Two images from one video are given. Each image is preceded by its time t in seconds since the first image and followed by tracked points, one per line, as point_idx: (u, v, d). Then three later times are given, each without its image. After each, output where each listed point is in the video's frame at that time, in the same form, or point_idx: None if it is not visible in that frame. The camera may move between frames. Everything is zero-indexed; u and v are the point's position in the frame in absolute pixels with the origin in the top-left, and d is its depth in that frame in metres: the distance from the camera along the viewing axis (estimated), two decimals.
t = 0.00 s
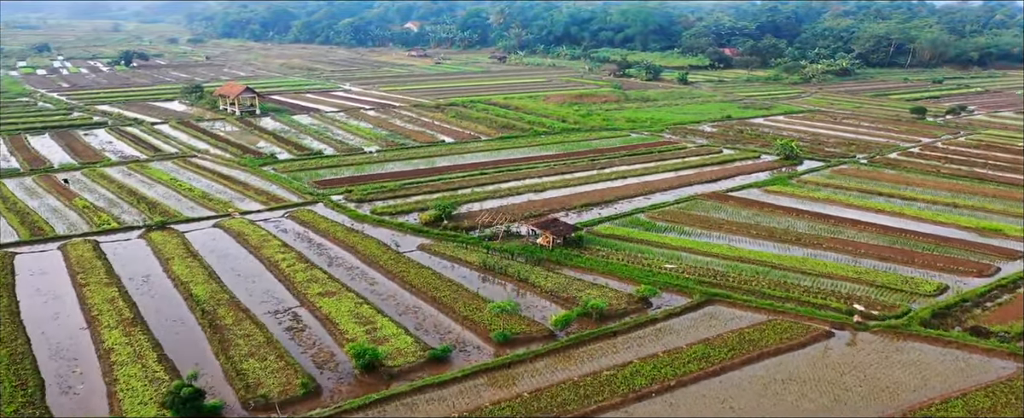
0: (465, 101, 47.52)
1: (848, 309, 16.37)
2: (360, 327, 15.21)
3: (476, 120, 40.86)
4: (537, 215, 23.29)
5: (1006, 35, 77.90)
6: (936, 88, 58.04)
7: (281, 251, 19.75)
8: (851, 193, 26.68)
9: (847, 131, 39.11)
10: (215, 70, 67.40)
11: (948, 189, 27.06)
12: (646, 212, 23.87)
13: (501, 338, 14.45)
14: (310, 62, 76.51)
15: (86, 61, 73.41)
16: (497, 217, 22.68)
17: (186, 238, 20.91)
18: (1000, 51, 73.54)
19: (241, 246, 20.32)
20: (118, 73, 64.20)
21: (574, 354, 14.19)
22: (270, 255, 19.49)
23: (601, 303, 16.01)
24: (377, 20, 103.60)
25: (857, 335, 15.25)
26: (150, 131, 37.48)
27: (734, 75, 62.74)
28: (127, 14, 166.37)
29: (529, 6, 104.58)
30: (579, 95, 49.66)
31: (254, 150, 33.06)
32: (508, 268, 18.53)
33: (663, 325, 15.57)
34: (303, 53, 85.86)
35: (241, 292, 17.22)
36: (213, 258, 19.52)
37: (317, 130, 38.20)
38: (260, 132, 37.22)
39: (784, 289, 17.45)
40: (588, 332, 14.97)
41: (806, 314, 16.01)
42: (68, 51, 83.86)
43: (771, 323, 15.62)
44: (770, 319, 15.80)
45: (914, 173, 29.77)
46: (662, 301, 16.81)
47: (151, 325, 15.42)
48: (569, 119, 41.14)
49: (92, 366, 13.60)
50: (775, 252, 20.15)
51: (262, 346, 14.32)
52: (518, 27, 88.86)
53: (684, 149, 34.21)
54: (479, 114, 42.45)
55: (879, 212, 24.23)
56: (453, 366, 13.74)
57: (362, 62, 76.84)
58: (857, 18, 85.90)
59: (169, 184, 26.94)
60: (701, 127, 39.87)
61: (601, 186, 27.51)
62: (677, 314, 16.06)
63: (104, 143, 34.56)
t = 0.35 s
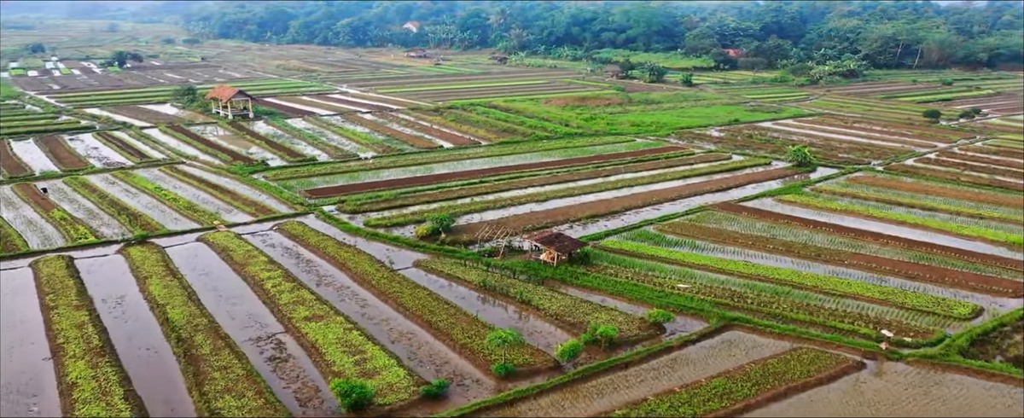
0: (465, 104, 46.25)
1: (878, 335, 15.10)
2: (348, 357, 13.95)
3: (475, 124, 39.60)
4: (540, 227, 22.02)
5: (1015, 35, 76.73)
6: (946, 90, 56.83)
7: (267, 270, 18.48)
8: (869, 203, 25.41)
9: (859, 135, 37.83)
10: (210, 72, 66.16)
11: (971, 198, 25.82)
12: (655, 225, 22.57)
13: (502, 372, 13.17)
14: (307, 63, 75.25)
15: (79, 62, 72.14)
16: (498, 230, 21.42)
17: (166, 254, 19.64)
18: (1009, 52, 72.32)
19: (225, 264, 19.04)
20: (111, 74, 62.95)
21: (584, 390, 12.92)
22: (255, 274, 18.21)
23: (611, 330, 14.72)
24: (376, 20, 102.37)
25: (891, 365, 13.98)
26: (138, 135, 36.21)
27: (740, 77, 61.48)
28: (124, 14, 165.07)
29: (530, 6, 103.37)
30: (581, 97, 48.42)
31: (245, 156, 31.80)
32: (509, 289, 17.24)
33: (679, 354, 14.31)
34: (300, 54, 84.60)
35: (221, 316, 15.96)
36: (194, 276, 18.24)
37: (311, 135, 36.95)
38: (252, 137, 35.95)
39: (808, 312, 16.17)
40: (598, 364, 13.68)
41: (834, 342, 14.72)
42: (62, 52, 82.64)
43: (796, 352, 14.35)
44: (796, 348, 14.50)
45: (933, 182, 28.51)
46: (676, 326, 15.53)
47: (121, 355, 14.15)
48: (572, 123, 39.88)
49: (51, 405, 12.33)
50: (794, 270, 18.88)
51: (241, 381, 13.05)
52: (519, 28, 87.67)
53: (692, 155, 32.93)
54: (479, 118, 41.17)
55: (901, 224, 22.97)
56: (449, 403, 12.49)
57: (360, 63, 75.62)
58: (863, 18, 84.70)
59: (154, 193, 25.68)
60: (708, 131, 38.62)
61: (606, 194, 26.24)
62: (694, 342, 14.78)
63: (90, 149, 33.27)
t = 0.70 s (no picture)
0: (466, 107, 44.89)
1: (920, 371, 13.70)
2: (335, 397, 12.57)
3: (477, 129, 38.21)
4: (545, 243, 20.63)
5: None
6: (961, 92, 55.38)
7: (251, 292, 17.11)
8: (894, 215, 23.99)
9: (876, 141, 36.42)
10: (206, 73, 64.79)
11: (1001, 211, 24.40)
12: (668, 241, 21.16)
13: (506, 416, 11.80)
14: (306, 64, 73.94)
15: (74, 64, 70.79)
16: (500, 247, 20.02)
17: (144, 274, 18.28)
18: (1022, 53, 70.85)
19: (206, 285, 17.67)
20: (105, 76, 61.60)
21: None
22: (238, 297, 16.83)
23: (626, 365, 13.34)
24: (377, 21, 101.03)
25: (937, 407, 12.58)
26: (126, 141, 34.84)
27: (748, 79, 60.08)
28: (123, 14, 163.76)
29: (533, 7, 102.02)
30: (586, 100, 47.03)
31: (236, 163, 30.43)
32: (513, 315, 15.84)
33: (701, 393, 12.92)
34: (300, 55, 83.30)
35: (197, 346, 14.57)
36: (171, 299, 16.87)
37: (307, 140, 35.59)
38: (245, 142, 34.57)
39: (840, 343, 14.77)
40: (612, 406, 12.30)
41: (872, 379, 13.31)
42: (57, 53, 81.32)
43: (830, 391, 12.96)
44: (830, 386, 13.11)
45: (959, 191, 27.10)
46: (697, 359, 14.14)
47: (83, 394, 12.78)
48: (577, 127, 38.49)
49: None
50: (821, 293, 17.47)
51: None
52: (522, 29, 86.29)
53: (703, 162, 31.54)
54: (481, 122, 39.77)
55: (930, 239, 21.56)
56: None
57: (359, 64, 74.28)
58: (871, 19, 83.25)
59: (137, 204, 24.31)
60: (718, 136, 37.22)
61: (615, 206, 24.82)
62: (717, 378, 13.40)
63: (75, 155, 31.89)
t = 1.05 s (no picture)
0: (469, 110, 43.60)
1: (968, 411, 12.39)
2: None
3: (480, 133, 36.91)
4: (552, 260, 19.33)
5: None
6: (976, 94, 53.93)
7: (235, 315, 15.83)
8: (920, 228, 22.65)
9: (894, 146, 35.04)
10: (204, 75, 63.54)
11: None
12: (682, 257, 19.83)
13: None
14: (306, 65, 72.70)
15: (70, 65, 69.58)
16: (503, 265, 18.72)
17: (122, 294, 17.02)
18: None
19: (188, 307, 16.39)
20: (101, 78, 60.39)
21: None
22: (220, 321, 15.56)
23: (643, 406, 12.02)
24: (379, 21, 99.80)
25: None
26: (116, 146, 33.59)
27: (757, 81, 58.70)
28: (125, 14, 162.74)
29: (538, 7, 100.72)
30: (593, 103, 45.71)
31: (229, 171, 29.16)
32: (518, 343, 14.53)
33: None
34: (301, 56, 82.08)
35: (172, 380, 13.33)
36: (148, 324, 15.61)
37: (303, 145, 34.32)
38: (239, 148, 33.32)
39: (877, 377, 13.46)
40: None
41: None
42: (55, 53, 80.17)
43: None
44: None
45: (986, 201, 25.74)
46: (720, 396, 12.82)
47: None
48: (583, 132, 37.18)
49: None
50: (851, 317, 16.14)
51: None
52: (525, 29, 84.93)
53: (716, 169, 30.20)
54: (484, 126, 38.49)
55: (961, 254, 20.21)
56: None
57: (360, 65, 73.05)
58: (881, 19, 81.78)
59: (121, 216, 23.04)
60: (730, 142, 35.88)
61: (624, 217, 23.50)
62: None
63: (61, 162, 30.66)
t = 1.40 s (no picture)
0: (472, 114, 42.19)
1: None
2: None
3: (483, 139, 35.52)
4: (559, 281, 17.92)
5: None
6: (995, 97, 52.33)
7: (214, 346, 14.44)
8: (953, 244, 21.18)
9: (916, 153, 33.54)
10: (202, 76, 62.23)
11: None
12: (700, 277, 18.39)
13: None
14: (307, 66, 71.36)
15: (67, 66, 68.36)
16: (508, 287, 17.30)
17: (94, 320, 15.66)
18: None
19: (163, 336, 15.01)
20: (97, 79, 59.10)
21: None
22: (197, 353, 14.17)
23: None
24: (382, 21, 98.47)
25: None
26: (105, 152, 32.27)
27: (768, 83, 57.18)
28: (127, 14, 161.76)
29: (543, 7, 99.25)
30: (600, 107, 44.27)
31: (220, 179, 27.81)
32: (524, 382, 13.12)
33: None
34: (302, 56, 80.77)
35: None
36: (119, 355, 14.24)
37: (300, 152, 32.96)
38: (232, 154, 31.99)
39: None
40: None
41: None
42: (53, 54, 79.03)
43: None
44: None
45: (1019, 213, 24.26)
46: None
47: None
48: (591, 137, 35.76)
49: None
50: (890, 349, 14.68)
51: None
52: (530, 29, 83.45)
53: (730, 178, 28.75)
54: (488, 131, 37.09)
55: (1000, 275, 18.76)
56: None
57: (362, 66, 71.71)
58: (893, 20, 80.13)
59: (102, 229, 21.69)
60: (744, 148, 34.40)
61: (636, 232, 22.07)
62: None
63: (46, 169, 29.34)
